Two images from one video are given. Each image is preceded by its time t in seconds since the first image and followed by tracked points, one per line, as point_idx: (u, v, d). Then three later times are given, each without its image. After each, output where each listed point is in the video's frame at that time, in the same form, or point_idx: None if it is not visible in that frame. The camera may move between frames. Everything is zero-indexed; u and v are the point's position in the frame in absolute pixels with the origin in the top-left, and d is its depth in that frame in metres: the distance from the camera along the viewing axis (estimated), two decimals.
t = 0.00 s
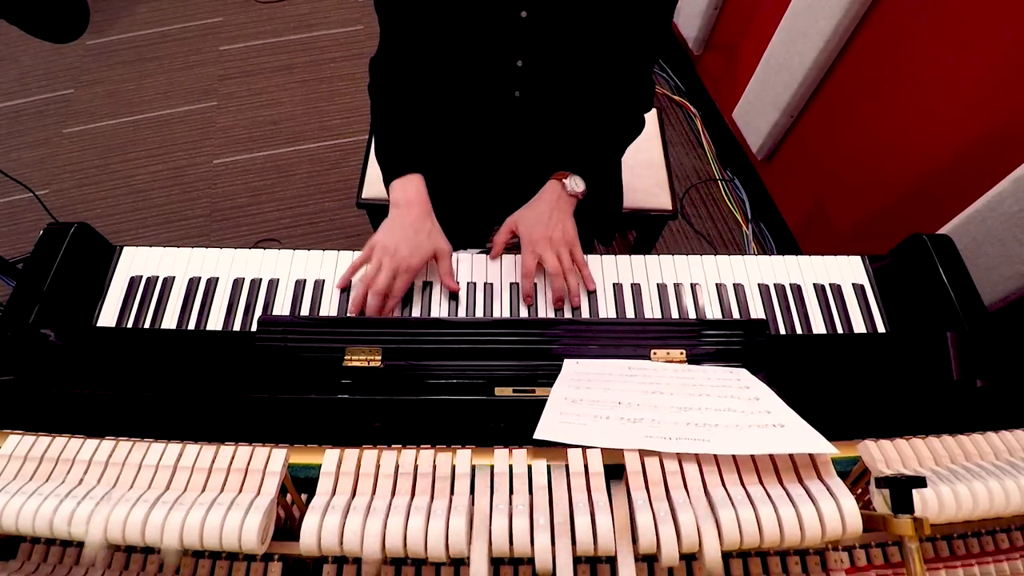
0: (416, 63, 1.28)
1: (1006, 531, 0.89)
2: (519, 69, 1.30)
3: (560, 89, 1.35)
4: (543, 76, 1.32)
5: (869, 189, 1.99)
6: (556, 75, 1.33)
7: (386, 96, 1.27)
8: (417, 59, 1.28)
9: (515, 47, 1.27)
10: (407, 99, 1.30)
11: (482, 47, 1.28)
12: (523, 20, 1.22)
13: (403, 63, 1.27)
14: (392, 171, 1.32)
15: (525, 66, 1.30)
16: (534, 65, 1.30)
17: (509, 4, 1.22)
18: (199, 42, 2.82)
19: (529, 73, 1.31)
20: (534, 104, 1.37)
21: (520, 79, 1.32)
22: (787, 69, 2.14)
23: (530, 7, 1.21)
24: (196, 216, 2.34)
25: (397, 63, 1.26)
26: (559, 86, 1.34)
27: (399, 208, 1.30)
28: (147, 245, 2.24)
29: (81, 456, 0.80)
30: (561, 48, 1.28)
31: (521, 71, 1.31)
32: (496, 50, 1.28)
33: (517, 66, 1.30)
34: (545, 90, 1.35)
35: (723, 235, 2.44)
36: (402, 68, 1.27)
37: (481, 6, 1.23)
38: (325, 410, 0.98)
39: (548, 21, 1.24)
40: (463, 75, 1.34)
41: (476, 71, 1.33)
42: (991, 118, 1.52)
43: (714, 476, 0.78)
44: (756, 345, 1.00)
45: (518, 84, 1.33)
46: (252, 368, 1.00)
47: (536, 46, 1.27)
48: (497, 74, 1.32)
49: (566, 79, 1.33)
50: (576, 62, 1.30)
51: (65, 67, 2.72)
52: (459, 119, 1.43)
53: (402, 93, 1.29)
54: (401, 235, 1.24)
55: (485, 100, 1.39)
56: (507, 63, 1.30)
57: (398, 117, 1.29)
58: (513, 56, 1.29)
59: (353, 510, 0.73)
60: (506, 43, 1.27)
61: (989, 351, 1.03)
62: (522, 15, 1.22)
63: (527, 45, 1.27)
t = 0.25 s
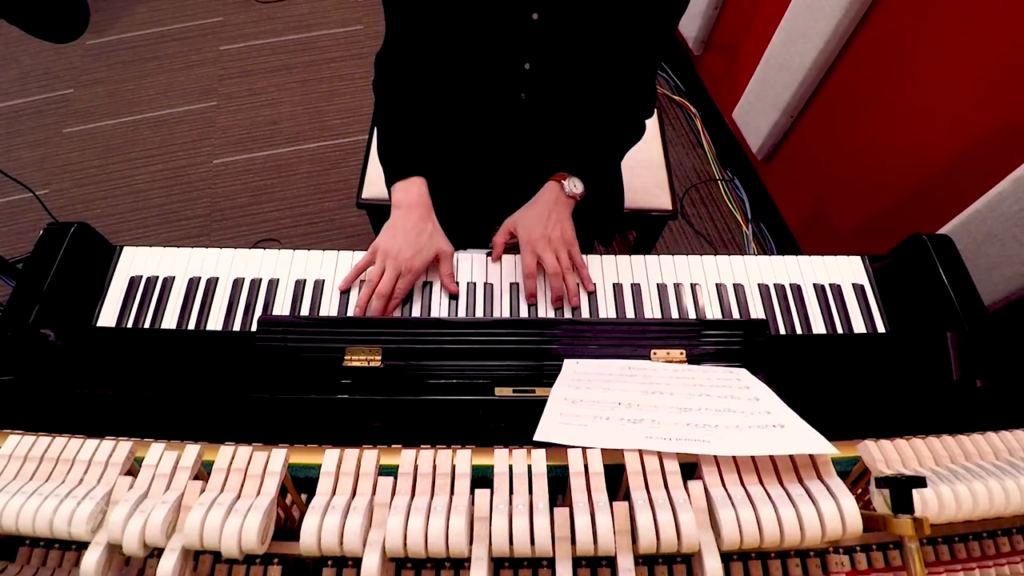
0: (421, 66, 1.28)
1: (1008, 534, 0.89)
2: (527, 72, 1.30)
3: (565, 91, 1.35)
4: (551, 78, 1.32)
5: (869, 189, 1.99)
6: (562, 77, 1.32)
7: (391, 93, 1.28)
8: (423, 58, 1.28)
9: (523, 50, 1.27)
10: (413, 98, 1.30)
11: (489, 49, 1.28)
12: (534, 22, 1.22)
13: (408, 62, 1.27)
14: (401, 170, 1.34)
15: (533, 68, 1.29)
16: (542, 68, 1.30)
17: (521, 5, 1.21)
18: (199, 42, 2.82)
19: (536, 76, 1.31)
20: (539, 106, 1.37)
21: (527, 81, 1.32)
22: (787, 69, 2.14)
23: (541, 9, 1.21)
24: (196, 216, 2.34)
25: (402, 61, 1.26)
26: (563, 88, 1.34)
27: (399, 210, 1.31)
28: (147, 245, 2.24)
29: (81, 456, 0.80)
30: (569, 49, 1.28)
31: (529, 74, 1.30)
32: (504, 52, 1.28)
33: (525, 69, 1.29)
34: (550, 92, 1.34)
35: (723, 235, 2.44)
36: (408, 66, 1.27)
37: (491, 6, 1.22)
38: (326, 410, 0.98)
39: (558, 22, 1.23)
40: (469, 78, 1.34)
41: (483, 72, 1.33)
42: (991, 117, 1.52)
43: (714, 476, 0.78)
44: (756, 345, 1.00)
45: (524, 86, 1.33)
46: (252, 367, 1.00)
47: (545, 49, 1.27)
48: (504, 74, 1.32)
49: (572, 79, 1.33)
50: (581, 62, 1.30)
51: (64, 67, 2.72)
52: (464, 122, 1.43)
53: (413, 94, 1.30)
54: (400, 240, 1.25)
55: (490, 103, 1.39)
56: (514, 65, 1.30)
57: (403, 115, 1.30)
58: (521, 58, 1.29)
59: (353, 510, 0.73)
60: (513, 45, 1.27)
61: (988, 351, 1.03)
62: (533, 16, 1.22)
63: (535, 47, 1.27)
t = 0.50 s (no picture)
0: (419, 64, 1.28)
1: (1006, 531, 0.89)
2: (525, 71, 1.30)
3: (563, 92, 1.35)
4: (548, 80, 1.32)
5: (869, 189, 1.99)
6: (560, 78, 1.32)
7: (390, 92, 1.28)
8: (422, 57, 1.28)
9: (521, 49, 1.27)
10: (410, 97, 1.30)
11: (488, 49, 1.29)
12: (533, 22, 1.22)
13: (406, 60, 1.26)
14: (395, 168, 1.33)
15: (531, 69, 1.29)
16: (540, 67, 1.30)
17: (520, 5, 1.21)
18: (199, 42, 2.82)
19: (534, 75, 1.31)
20: (538, 108, 1.37)
21: (525, 82, 1.32)
22: (787, 69, 2.14)
23: (540, 9, 1.21)
24: (196, 216, 2.34)
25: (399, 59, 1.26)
26: (561, 89, 1.34)
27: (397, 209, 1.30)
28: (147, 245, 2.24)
29: (81, 456, 0.80)
30: (566, 49, 1.28)
31: (527, 74, 1.30)
32: (502, 52, 1.28)
33: (523, 69, 1.29)
34: (549, 93, 1.35)
35: (723, 236, 2.44)
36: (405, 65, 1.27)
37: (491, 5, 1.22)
38: (326, 410, 0.98)
39: (558, 23, 1.24)
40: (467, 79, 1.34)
41: (481, 71, 1.33)
42: (991, 117, 1.52)
43: (714, 476, 0.78)
44: (756, 345, 1.00)
45: (523, 89, 1.33)
46: (252, 368, 1.00)
47: (542, 48, 1.27)
48: (502, 74, 1.32)
49: (570, 79, 1.33)
50: (578, 64, 1.31)
51: (65, 67, 2.72)
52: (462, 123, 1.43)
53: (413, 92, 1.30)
54: (400, 240, 1.24)
55: (488, 104, 1.40)
56: (513, 65, 1.30)
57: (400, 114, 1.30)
58: (520, 58, 1.29)
59: (353, 510, 0.73)
60: (512, 45, 1.27)
61: (988, 351, 1.03)
62: (532, 16, 1.22)
63: (533, 47, 1.27)
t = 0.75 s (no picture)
0: (418, 65, 1.28)
1: (1006, 530, 0.89)
2: (524, 73, 1.30)
3: (561, 93, 1.35)
4: (545, 83, 1.33)
5: (869, 189, 1.99)
6: (557, 79, 1.32)
7: (388, 94, 1.27)
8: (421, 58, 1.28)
9: (519, 51, 1.27)
10: (408, 99, 1.29)
11: (486, 52, 1.29)
12: (531, 23, 1.23)
13: (406, 62, 1.26)
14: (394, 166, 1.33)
15: (529, 71, 1.30)
16: (538, 69, 1.30)
17: (518, 7, 1.22)
18: (199, 42, 2.82)
19: (533, 78, 1.31)
20: (536, 109, 1.37)
21: (523, 84, 1.32)
22: (787, 69, 2.14)
23: (538, 11, 1.22)
24: (196, 216, 2.34)
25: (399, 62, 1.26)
26: (560, 91, 1.34)
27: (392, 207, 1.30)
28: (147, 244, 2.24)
29: (81, 456, 0.80)
30: (563, 49, 1.28)
31: (526, 76, 1.31)
32: (500, 54, 1.29)
33: (521, 71, 1.30)
34: (548, 94, 1.35)
35: (723, 235, 2.44)
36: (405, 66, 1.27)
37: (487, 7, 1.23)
38: (326, 410, 0.98)
39: (556, 24, 1.24)
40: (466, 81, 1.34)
41: (479, 74, 1.34)
42: (991, 117, 1.52)
43: (714, 476, 0.78)
44: (756, 345, 1.00)
45: (522, 89, 1.33)
46: (252, 368, 1.00)
47: (541, 50, 1.27)
48: (501, 77, 1.32)
49: (567, 81, 1.33)
50: (575, 67, 1.31)
51: (65, 67, 2.72)
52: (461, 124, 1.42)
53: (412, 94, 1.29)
54: (393, 236, 1.22)
55: (486, 105, 1.40)
56: (511, 67, 1.30)
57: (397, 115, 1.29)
58: (517, 61, 1.29)
59: (353, 510, 0.73)
60: (510, 48, 1.27)
61: (988, 351, 1.03)
62: (529, 19, 1.22)
63: (530, 50, 1.27)
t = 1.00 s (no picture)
0: (416, 66, 1.28)
1: (1009, 534, 0.89)
2: (523, 70, 1.29)
3: (562, 93, 1.35)
4: (547, 79, 1.32)
5: (869, 189, 1.99)
6: (558, 75, 1.32)
7: (386, 94, 1.27)
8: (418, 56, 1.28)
9: (518, 48, 1.27)
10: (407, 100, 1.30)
11: (485, 47, 1.28)
12: (529, 21, 1.22)
13: (404, 62, 1.27)
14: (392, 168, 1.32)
15: (528, 68, 1.29)
16: (537, 66, 1.29)
17: (516, 5, 1.21)
18: (199, 41, 2.82)
19: (532, 75, 1.30)
20: (536, 108, 1.37)
21: (523, 81, 1.31)
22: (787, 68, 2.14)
23: (537, 8, 1.21)
24: (196, 216, 2.34)
25: (397, 62, 1.27)
26: (560, 90, 1.34)
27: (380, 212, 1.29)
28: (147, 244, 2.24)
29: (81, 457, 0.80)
30: (564, 48, 1.28)
31: (524, 73, 1.30)
32: (499, 51, 1.28)
33: (520, 68, 1.29)
34: (548, 93, 1.35)
35: (723, 235, 2.44)
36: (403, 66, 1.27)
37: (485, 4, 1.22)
38: (326, 410, 0.98)
39: (555, 22, 1.23)
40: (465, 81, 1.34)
41: (478, 71, 1.33)
42: (991, 117, 1.52)
43: (714, 476, 0.78)
44: (756, 345, 1.00)
45: (520, 89, 1.33)
46: (252, 367, 1.00)
47: (540, 47, 1.27)
48: (500, 73, 1.32)
49: (568, 79, 1.33)
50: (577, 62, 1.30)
51: (65, 67, 2.72)
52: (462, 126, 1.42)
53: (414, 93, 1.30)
54: (376, 245, 1.22)
55: (485, 105, 1.40)
56: (510, 64, 1.30)
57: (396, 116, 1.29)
58: (516, 57, 1.28)
59: (353, 510, 0.73)
60: (509, 44, 1.27)
61: (989, 351, 1.03)
62: (528, 16, 1.21)
63: (530, 46, 1.26)
